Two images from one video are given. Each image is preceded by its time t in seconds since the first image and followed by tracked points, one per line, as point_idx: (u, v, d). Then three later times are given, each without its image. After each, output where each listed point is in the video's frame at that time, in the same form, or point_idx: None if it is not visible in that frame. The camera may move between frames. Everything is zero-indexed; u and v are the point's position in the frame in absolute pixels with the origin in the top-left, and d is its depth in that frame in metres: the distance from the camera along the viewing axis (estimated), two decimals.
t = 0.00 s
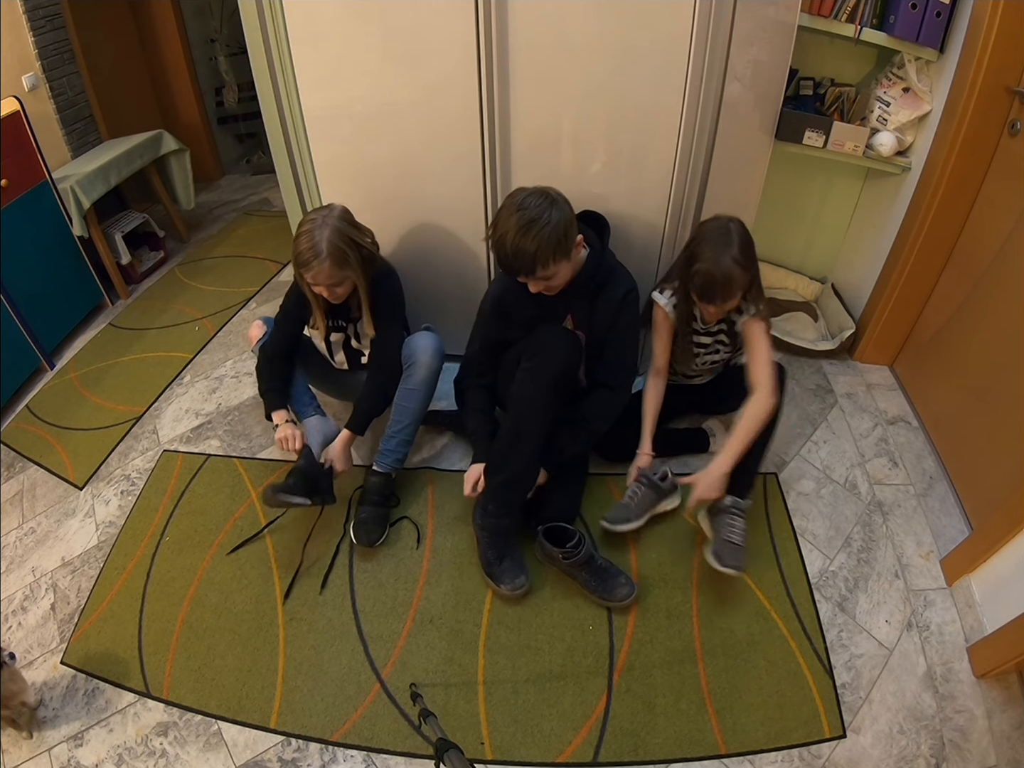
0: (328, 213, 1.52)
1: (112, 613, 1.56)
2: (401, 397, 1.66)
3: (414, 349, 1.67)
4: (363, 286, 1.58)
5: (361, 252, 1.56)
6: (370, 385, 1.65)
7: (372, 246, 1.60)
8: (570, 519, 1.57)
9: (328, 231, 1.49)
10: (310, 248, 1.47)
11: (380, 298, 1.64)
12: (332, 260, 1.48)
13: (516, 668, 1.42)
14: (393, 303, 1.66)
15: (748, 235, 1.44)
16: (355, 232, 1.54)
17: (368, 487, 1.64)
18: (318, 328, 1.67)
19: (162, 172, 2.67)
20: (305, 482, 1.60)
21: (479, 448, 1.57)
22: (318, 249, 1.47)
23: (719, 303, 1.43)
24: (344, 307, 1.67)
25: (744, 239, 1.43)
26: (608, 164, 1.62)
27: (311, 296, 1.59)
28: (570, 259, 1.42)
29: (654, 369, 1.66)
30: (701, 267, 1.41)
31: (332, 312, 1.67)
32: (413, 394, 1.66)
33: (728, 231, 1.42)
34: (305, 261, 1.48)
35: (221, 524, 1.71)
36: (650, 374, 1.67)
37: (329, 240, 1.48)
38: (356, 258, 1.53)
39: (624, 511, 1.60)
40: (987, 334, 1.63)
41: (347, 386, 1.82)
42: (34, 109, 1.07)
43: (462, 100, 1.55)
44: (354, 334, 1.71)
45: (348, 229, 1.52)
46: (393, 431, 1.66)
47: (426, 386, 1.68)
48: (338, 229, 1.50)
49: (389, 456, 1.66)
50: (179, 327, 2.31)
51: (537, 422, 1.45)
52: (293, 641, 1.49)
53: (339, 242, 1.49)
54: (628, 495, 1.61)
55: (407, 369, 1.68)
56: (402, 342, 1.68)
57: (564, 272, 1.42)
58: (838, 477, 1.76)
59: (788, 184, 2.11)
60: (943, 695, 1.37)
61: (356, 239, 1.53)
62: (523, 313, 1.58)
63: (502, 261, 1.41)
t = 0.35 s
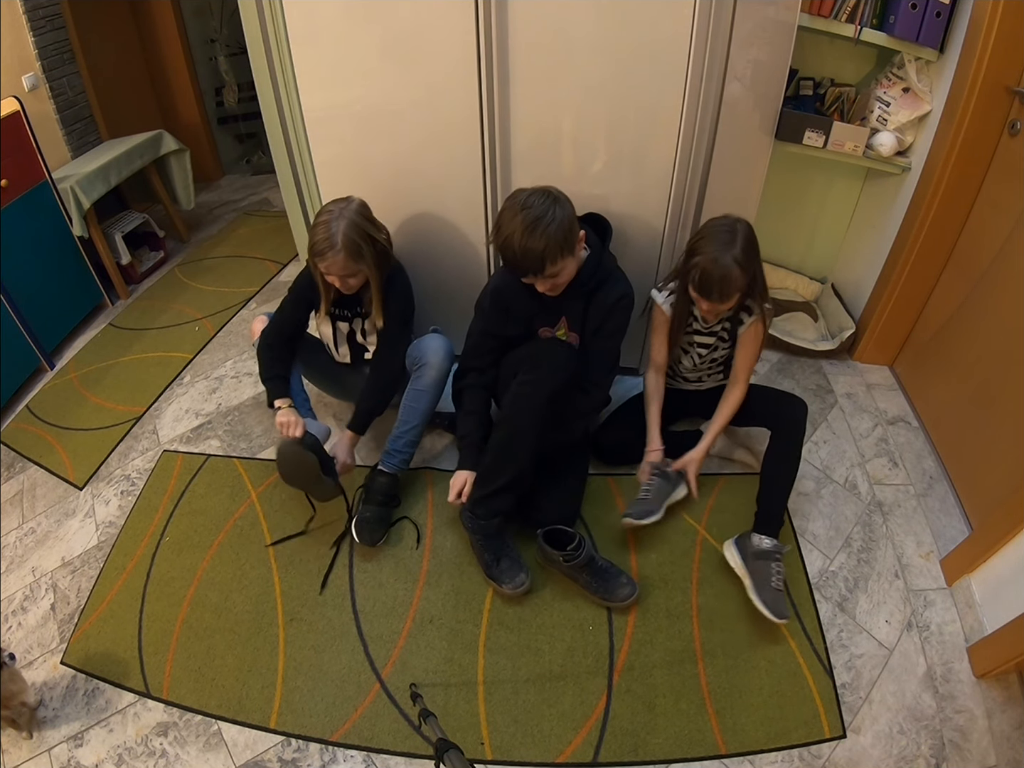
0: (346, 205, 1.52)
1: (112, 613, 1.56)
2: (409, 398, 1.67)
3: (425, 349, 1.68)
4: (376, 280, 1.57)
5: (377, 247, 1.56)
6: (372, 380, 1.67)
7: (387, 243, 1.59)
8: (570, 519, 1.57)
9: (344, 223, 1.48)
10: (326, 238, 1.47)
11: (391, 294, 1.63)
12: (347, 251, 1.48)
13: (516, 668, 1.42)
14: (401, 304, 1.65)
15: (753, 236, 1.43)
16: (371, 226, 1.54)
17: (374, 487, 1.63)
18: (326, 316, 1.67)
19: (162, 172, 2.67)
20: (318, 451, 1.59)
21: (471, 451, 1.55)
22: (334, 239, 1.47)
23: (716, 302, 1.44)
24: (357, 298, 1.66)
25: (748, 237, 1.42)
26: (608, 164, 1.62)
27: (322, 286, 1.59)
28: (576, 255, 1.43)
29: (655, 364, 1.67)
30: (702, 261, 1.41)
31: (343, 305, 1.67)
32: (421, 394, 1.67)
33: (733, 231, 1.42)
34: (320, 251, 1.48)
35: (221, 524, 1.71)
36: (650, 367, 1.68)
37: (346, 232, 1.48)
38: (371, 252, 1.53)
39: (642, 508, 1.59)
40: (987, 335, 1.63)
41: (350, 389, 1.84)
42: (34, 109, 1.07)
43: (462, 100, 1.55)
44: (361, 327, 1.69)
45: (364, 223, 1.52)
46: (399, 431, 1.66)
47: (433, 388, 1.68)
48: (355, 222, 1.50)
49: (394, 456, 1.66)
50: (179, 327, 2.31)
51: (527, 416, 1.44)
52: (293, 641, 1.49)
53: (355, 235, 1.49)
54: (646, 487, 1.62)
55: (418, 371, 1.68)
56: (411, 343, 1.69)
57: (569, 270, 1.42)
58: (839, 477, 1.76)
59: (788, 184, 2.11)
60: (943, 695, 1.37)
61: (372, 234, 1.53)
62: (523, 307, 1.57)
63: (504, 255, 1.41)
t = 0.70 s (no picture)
0: (350, 203, 1.52)
1: (112, 613, 1.56)
2: (408, 400, 1.66)
3: (423, 350, 1.68)
4: (381, 278, 1.59)
5: (381, 247, 1.56)
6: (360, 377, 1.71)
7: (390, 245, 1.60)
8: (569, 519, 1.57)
9: (347, 223, 1.48)
10: (330, 238, 1.48)
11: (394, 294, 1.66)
12: (351, 250, 1.49)
13: (517, 668, 1.42)
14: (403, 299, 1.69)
15: (761, 221, 1.42)
16: (376, 225, 1.54)
17: (374, 486, 1.64)
18: (331, 316, 1.66)
19: (162, 172, 2.67)
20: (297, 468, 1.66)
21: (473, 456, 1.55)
22: (338, 239, 1.47)
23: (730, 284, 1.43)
24: (357, 297, 1.66)
25: (755, 222, 1.40)
26: (608, 164, 1.63)
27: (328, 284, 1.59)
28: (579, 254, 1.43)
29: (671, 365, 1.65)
30: (710, 244, 1.42)
31: (346, 304, 1.67)
32: (419, 395, 1.66)
33: (737, 217, 1.41)
34: (325, 250, 1.48)
35: (221, 524, 1.71)
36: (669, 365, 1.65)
37: (350, 232, 1.48)
38: (376, 253, 1.54)
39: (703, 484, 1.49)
40: (986, 335, 1.63)
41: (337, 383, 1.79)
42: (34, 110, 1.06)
43: (462, 100, 1.55)
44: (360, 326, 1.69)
45: (369, 223, 1.52)
46: (398, 432, 1.66)
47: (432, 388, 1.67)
48: (359, 221, 1.50)
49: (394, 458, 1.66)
50: (179, 327, 2.31)
51: (526, 410, 1.44)
52: (293, 641, 1.49)
53: (359, 235, 1.49)
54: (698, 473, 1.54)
55: (417, 371, 1.67)
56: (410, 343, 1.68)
57: (572, 272, 1.43)
58: (839, 477, 1.76)
59: (788, 184, 2.11)
60: (943, 696, 1.37)
61: (376, 234, 1.53)
62: (522, 307, 1.55)
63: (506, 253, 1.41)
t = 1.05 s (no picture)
0: (342, 205, 1.53)
1: (112, 613, 1.56)
2: (404, 399, 1.66)
3: (417, 350, 1.68)
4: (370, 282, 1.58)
5: (372, 252, 1.57)
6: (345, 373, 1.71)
7: (384, 247, 1.60)
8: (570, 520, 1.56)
9: (337, 225, 1.50)
10: (321, 240, 1.49)
11: (389, 297, 1.65)
12: (341, 254, 1.50)
13: (517, 668, 1.42)
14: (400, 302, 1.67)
15: (774, 230, 1.42)
16: (367, 230, 1.54)
17: (371, 488, 1.64)
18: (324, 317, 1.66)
19: (162, 172, 2.67)
20: (286, 469, 1.65)
21: (475, 464, 1.50)
22: (328, 241, 1.49)
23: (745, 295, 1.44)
24: (353, 295, 1.67)
25: (767, 231, 1.41)
26: (608, 164, 1.63)
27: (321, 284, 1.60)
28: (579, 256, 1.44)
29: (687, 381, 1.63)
30: (722, 256, 1.44)
31: (342, 303, 1.68)
32: (416, 394, 1.66)
33: (747, 229, 1.42)
34: (316, 252, 1.50)
35: (221, 524, 1.71)
36: (683, 383, 1.64)
37: (339, 235, 1.49)
38: (366, 256, 1.54)
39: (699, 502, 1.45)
40: (986, 335, 1.64)
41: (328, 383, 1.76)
42: (34, 109, 1.06)
43: (462, 101, 1.55)
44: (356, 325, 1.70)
45: (359, 226, 1.53)
46: (395, 432, 1.66)
47: (427, 389, 1.67)
48: (349, 224, 1.51)
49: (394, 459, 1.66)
50: (178, 327, 2.31)
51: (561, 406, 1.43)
52: (293, 641, 1.49)
53: (349, 240, 1.50)
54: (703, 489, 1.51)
55: (410, 372, 1.68)
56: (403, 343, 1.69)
57: (571, 273, 1.43)
58: (839, 478, 1.76)
59: (789, 184, 2.10)
60: (943, 696, 1.37)
61: (367, 238, 1.54)
62: (526, 309, 1.57)
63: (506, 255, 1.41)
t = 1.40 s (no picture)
0: (335, 201, 1.52)
1: (113, 613, 1.56)
2: (403, 398, 1.66)
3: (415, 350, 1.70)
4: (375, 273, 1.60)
5: (370, 242, 1.56)
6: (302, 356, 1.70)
7: (380, 236, 1.60)
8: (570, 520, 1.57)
9: (335, 222, 1.49)
10: (319, 239, 1.48)
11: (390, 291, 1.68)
12: (341, 250, 1.50)
13: (517, 668, 1.42)
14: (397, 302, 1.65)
15: (771, 231, 1.42)
16: (364, 224, 1.54)
17: (370, 486, 1.64)
18: (326, 316, 1.69)
19: (162, 172, 2.67)
20: (245, 515, 1.60)
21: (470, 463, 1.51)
22: (327, 240, 1.48)
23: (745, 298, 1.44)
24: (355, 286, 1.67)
25: (764, 232, 1.41)
26: (609, 165, 1.63)
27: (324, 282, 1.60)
28: (578, 271, 1.42)
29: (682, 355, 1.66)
30: (722, 259, 1.43)
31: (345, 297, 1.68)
32: (413, 392, 1.66)
33: (744, 230, 1.42)
34: (315, 251, 1.49)
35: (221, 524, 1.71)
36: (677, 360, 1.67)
37: (337, 231, 1.48)
38: (365, 249, 1.54)
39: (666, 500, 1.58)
40: (986, 335, 1.64)
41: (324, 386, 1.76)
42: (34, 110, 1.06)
43: (462, 101, 1.55)
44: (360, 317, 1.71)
45: (356, 220, 1.52)
46: (393, 430, 1.65)
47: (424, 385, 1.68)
48: (346, 219, 1.50)
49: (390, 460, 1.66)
50: (178, 327, 2.31)
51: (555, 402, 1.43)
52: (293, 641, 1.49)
53: (347, 233, 1.49)
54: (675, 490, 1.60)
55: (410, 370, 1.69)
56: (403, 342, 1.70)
57: (568, 287, 1.42)
58: (839, 477, 1.76)
59: (789, 183, 2.10)
60: (943, 696, 1.37)
61: (365, 229, 1.54)
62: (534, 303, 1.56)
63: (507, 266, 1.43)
